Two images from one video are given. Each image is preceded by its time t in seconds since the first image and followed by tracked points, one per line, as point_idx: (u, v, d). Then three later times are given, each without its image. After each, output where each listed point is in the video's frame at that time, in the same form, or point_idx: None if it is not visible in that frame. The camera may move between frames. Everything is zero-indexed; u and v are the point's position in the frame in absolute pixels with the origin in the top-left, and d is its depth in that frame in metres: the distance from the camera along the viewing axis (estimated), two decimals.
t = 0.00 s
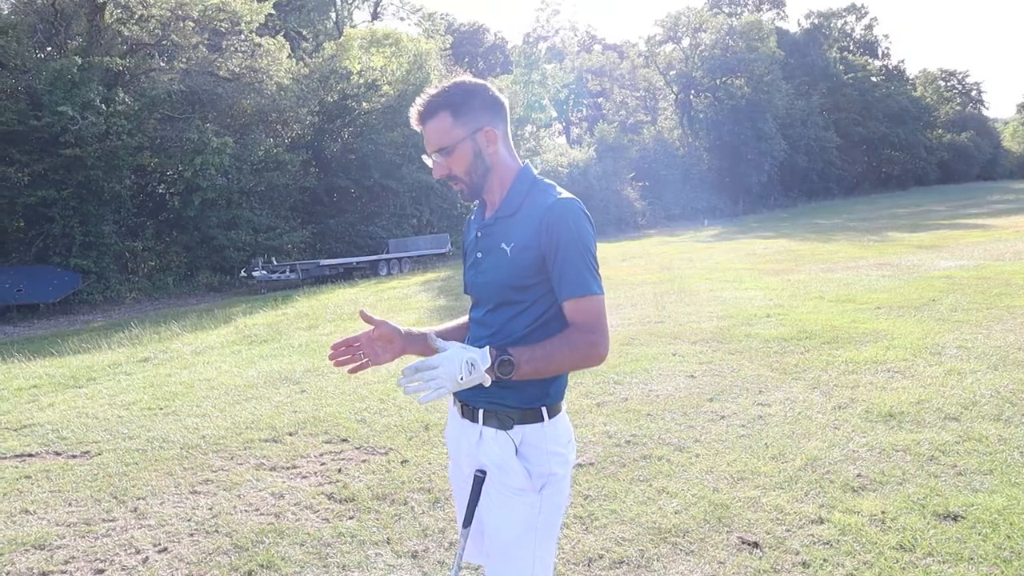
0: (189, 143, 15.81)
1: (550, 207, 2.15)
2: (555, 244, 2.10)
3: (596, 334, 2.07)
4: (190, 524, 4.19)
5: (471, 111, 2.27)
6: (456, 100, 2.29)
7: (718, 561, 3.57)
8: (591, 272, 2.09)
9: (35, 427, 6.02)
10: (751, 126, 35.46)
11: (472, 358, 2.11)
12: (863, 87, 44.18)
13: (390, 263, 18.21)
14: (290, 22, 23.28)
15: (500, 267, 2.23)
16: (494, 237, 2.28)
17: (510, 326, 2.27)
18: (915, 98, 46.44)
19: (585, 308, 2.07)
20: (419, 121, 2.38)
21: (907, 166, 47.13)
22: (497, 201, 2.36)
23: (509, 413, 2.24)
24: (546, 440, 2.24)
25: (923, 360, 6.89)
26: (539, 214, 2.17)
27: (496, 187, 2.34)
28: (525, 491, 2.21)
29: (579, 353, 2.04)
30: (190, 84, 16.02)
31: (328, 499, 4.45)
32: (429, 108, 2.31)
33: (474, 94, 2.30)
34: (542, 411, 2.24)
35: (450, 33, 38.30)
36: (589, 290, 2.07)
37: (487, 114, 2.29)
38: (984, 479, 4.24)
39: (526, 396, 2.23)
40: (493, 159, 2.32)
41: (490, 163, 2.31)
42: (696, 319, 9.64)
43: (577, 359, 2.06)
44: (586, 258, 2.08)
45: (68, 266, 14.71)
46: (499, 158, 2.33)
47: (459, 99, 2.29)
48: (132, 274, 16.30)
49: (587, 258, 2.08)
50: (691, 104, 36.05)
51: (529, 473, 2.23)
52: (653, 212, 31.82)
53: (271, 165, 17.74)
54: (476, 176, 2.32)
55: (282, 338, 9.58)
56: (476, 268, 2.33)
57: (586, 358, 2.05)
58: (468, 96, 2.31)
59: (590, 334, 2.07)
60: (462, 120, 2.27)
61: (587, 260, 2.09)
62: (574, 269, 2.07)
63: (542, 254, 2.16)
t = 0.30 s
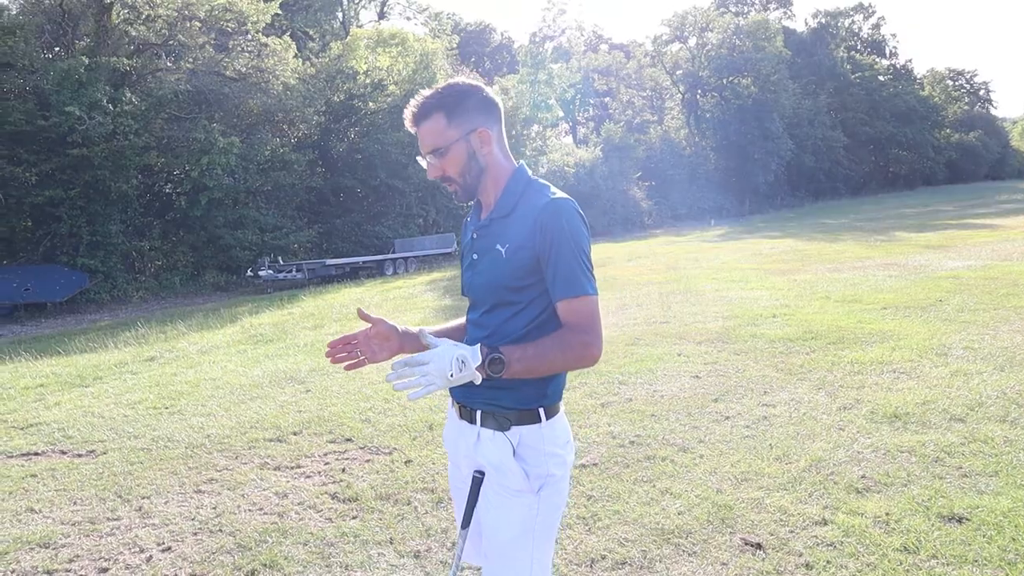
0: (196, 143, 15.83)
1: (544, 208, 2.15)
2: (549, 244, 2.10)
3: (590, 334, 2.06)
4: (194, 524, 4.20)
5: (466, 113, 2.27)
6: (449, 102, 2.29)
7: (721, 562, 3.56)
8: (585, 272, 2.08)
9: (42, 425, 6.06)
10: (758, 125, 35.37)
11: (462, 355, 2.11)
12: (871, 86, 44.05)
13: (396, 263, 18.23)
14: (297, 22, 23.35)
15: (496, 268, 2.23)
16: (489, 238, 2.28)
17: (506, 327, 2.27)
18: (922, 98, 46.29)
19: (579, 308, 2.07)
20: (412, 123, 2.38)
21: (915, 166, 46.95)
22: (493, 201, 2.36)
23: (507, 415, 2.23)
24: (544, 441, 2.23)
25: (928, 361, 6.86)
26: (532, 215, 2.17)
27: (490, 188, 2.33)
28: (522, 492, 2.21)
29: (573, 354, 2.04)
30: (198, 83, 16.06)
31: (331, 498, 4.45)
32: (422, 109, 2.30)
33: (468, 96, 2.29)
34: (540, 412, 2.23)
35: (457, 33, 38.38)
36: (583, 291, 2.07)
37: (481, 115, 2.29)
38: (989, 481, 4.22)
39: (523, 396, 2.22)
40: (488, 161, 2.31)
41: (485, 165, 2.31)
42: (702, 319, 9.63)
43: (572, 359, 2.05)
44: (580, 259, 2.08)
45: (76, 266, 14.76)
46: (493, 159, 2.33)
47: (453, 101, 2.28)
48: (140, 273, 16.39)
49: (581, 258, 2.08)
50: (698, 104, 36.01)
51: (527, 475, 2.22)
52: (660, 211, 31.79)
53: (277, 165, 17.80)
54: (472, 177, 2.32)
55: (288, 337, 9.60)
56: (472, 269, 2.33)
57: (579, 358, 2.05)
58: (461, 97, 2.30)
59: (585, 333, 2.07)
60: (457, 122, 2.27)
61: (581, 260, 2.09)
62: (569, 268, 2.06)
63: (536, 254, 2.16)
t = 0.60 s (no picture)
0: (222, 143, 16.04)
1: (550, 209, 2.14)
2: (553, 247, 2.09)
3: (592, 338, 2.05)
4: (217, 521, 4.26)
5: (476, 115, 2.26)
6: (459, 103, 2.28)
7: (741, 564, 3.53)
8: (589, 277, 2.07)
9: (70, 423, 6.17)
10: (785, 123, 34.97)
11: (454, 401, 2.19)
12: (899, 83, 43.41)
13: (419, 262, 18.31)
14: (322, 23, 23.53)
15: (504, 269, 2.22)
16: (498, 240, 2.28)
17: (516, 329, 2.27)
18: (953, 94, 45.51)
19: (581, 310, 2.05)
20: (423, 125, 2.38)
21: (945, 163, 46.16)
22: (503, 203, 2.35)
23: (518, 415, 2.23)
24: (555, 442, 2.23)
25: (957, 362, 6.74)
26: (538, 218, 2.16)
27: (500, 189, 2.32)
28: (534, 492, 2.20)
29: (574, 356, 2.02)
30: (225, 84, 16.26)
31: (352, 497, 4.49)
32: (432, 111, 2.30)
33: (478, 98, 2.29)
34: (550, 412, 2.23)
35: (482, 31, 38.48)
36: (585, 294, 2.05)
37: (491, 117, 2.28)
38: (1018, 484, 4.14)
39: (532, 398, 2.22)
40: (497, 161, 2.31)
41: (495, 165, 2.30)
42: (726, 318, 9.54)
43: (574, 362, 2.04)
44: (583, 262, 2.07)
45: (105, 265, 15.00)
46: (503, 160, 2.32)
47: (463, 103, 2.28)
48: (168, 273, 16.45)
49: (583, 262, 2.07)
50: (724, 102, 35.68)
51: (538, 475, 2.21)
52: (686, 211, 31.59)
53: (303, 165, 18.00)
54: (481, 179, 2.31)
55: (313, 336, 9.69)
56: (481, 270, 2.33)
57: (580, 364, 2.04)
58: (472, 98, 2.30)
59: (586, 336, 2.06)
60: (466, 123, 2.26)
61: (585, 263, 2.07)
62: (572, 273, 2.05)
63: (541, 255, 2.15)
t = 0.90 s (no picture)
0: (265, 143, 16.32)
1: (558, 208, 2.12)
2: (561, 245, 2.08)
3: (593, 336, 2.01)
4: (253, 515, 4.34)
5: (488, 115, 2.27)
6: (472, 102, 2.29)
7: (775, 567, 3.48)
8: (594, 275, 2.03)
9: (115, 417, 6.35)
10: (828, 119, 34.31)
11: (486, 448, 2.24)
12: (948, 77, 42.29)
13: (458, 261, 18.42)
14: (364, 22, 23.77)
15: (517, 267, 2.21)
16: (514, 237, 2.28)
17: (530, 328, 2.26)
18: (1005, 89, 44.13)
19: (583, 308, 2.01)
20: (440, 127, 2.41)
21: (996, 159, 44.78)
22: (519, 201, 2.33)
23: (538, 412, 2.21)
24: (577, 440, 2.22)
25: (1005, 364, 6.54)
26: (547, 216, 2.15)
27: (515, 187, 2.31)
28: (555, 490, 2.19)
29: (575, 356, 1.99)
30: (267, 85, 16.70)
31: (386, 494, 4.53)
32: (446, 112, 2.32)
33: (491, 97, 2.29)
34: (571, 409, 2.22)
35: (522, 30, 38.62)
36: (588, 291, 2.02)
37: (504, 116, 2.28)
38: None
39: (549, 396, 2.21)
40: (512, 159, 2.30)
41: (509, 163, 2.30)
42: (765, 318, 9.41)
43: (576, 362, 2.01)
44: (586, 259, 2.03)
45: (151, 263, 15.31)
46: (519, 158, 2.31)
47: (476, 102, 2.29)
48: (212, 271, 16.64)
49: (587, 258, 2.03)
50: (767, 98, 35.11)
51: (560, 473, 2.20)
52: (727, 209, 31.29)
53: (344, 164, 18.31)
54: (497, 177, 2.31)
55: (352, 333, 9.81)
56: (499, 269, 2.33)
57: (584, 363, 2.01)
58: (486, 97, 2.30)
59: (591, 336, 2.02)
60: (478, 122, 2.27)
61: (589, 261, 2.04)
62: (576, 271, 2.03)
63: (550, 253, 2.13)
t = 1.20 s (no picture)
0: (306, 142, 16.53)
1: (546, 211, 2.20)
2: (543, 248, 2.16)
3: (563, 338, 2.09)
4: (287, 511, 4.41)
5: (494, 120, 2.35)
6: (480, 108, 2.38)
7: (807, 573, 3.42)
8: (569, 278, 2.10)
9: (156, 412, 6.50)
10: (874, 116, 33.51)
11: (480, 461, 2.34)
12: (1000, 71, 40.98)
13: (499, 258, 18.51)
14: (405, 22, 23.91)
15: (513, 268, 2.32)
16: (515, 238, 2.37)
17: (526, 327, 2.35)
18: None
19: (553, 311, 2.10)
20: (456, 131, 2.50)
21: None
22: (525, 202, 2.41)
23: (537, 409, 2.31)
24: (571, 437, 2.29)
25: None
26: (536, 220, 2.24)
27: (520, 189, 2.39)
28: (547, 485, 2.27)
29: (544, 358, 2.09)
30: (309, 85, 16.89)
31: (418, 492, 4.56)
32: (458, 117, 2.42)
33: (502, 102, 2.37)
34: (565, 408, 2.30)
35: (563, 28, 38.60)
36: (560, 294, 2.10)
37: (511, 121, 2.36)
38: None
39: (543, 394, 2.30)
40: (517, 162, 2.37)
41: (514, 166, 2.37)
42: (806, 318, 9.25)
43: (545, 363, 2.11)
44: (561, 263, 2.11)
45: (195, 261, 15.54)
46: (524, 161, 2.38)
47: (484, 107, 2.38)
48: (254, 268, 16.85)
49: (562, 262, 2.11)
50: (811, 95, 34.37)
51: (551, 470, 2.28)
52: (769, 207, 30.88)
53: (385, 163, 18.34)
54: (503, 180, 2.40)
55: (390, 331, 9.89)
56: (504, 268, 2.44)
57: (550, 364, 2.10)
58: (497, 102, 2.39)
59: (561, 338, 2.10)
60: (485, 127, 2.36)
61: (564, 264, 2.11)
62: (551, 273, 2.11)
63: (536, 255, 2.22)
